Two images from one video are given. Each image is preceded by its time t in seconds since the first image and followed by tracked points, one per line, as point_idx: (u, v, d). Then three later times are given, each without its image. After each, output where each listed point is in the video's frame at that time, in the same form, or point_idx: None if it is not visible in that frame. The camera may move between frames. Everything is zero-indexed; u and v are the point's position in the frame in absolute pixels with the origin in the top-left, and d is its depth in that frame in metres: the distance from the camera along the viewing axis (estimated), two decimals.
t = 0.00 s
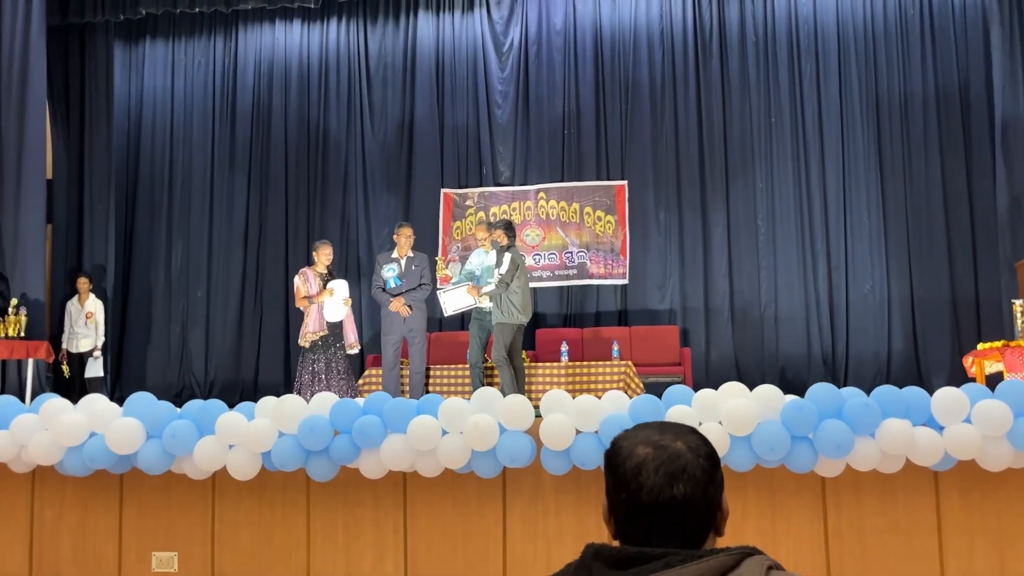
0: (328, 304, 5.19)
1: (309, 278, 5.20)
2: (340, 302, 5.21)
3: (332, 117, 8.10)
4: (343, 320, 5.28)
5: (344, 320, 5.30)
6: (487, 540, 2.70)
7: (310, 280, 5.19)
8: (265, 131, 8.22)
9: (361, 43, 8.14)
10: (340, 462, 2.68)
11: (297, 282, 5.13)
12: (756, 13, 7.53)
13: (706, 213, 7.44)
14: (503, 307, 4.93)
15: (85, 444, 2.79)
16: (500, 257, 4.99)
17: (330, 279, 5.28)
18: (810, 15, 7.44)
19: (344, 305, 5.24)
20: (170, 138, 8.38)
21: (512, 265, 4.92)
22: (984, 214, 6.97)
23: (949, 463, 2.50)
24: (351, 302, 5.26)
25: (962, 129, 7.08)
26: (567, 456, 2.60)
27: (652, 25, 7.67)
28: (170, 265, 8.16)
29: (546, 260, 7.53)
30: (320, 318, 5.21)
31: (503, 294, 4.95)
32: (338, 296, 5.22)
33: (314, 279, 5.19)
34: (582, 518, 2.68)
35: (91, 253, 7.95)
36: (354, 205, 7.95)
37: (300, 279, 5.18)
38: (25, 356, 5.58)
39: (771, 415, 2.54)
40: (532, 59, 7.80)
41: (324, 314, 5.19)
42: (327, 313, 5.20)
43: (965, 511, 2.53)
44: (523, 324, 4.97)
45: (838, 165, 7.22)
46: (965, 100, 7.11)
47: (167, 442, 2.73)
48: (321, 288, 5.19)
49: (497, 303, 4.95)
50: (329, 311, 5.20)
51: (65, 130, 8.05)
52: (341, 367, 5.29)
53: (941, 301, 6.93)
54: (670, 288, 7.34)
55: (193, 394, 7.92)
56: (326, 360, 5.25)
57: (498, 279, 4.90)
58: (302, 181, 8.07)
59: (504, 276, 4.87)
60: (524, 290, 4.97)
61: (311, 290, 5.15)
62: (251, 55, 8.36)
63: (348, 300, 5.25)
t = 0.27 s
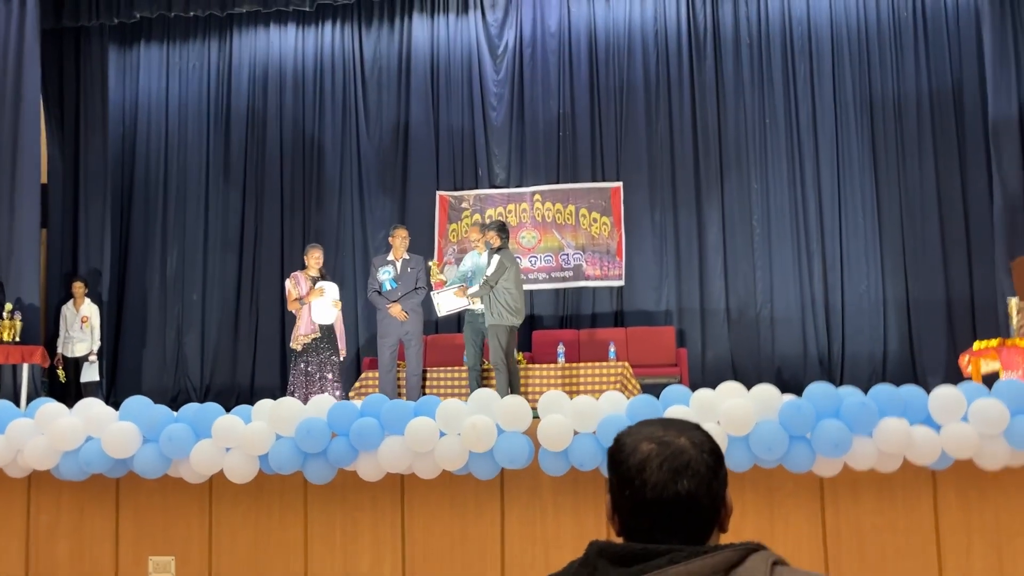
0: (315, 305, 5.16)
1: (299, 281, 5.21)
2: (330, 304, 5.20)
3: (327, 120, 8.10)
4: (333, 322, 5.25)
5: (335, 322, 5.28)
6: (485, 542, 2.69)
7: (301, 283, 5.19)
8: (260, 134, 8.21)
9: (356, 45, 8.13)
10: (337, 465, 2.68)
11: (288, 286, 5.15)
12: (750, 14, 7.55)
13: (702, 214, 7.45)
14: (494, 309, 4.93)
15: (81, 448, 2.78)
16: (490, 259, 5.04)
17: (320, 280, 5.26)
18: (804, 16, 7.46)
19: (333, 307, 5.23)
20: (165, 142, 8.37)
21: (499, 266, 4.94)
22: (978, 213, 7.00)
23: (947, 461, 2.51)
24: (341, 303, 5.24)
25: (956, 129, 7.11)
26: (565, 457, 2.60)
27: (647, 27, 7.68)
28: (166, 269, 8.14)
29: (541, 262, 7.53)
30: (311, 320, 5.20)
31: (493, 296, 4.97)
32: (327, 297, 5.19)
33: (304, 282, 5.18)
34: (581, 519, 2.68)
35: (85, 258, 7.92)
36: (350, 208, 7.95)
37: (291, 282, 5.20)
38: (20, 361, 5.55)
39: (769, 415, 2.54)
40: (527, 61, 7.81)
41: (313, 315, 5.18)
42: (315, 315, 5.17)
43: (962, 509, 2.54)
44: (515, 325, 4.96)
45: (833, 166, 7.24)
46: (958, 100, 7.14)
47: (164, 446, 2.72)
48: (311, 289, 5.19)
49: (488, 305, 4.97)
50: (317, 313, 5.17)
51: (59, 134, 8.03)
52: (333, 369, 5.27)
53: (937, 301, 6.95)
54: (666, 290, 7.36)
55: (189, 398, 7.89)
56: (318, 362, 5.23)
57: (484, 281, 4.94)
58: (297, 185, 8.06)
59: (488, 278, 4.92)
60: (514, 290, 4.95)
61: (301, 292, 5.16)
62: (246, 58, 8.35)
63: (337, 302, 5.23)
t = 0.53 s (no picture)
0: (306, 306, 5.18)
1: (291, 285, 5.26)
2: (321, 305, 5.19)
3: (318, 124, 8.09)
4: (324, 323, 5.25)
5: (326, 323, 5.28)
6: (479, 545, 2.69)
7: (291, 286, 5.25)
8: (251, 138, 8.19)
9: (346, 49, 8.13)
10: (330, 468, 2.67)
11: (278, 289, 5.21)
12: (739, 16, 7.59)
13: (693, 215, 7.47)
14: (482, 310, 4.89)
15: (72, 454, 2.76)
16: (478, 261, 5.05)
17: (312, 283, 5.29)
18: (793, 18, 7.51)
19: (324, 309, 5.21)
20: (155, 146, 8.34)
21: (483, 268, 4.94)
22: (967, 213, 7.04)
23: (938, 459, 2.53)
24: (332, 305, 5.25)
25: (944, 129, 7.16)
26: (558, 458, 2.60)
27: (637, 29, 7.71)
28: (156, 273, 8.10)
29: (534, 264, 7.53)
30: (301, 322, 5.20)
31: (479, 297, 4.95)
32: (318, 299, 5.21)
33: (295, 285, 5.23)
34: (575, 520, 2.68)
35: (75, 262, 7.88)
36: (341, 211, 7.93)
37: (282, 286, 5.25)
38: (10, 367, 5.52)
39: (761, 414, 2.55)
40: (517, 64, 7.82)
41: (303, 316, 5.17)
42: (304, 316, 5.17)
43: (953, 506, 2.55)
44: (503, 327, 4.90)
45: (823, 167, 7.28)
46: (946, 100, 7.19)
47: (156, 451, 2.71)
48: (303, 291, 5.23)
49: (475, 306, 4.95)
50: (306, 314, 5.17)
51: (48, 139, 7.98)
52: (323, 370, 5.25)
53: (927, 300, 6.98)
54: (658, 291, 7.37)
55: (180, 403, 7.85)
56: (308, 363, 5.21)
57: (469, 283, 4.97)
58: (288, 188, 8.04)
59: (471, 279, 4.93)
60: (500, 290, 4.90)
61: (292, 294, 5.20)
62: (236, 62, 8.33)
63: (328, 303, 5.22)
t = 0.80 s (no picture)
0: (300, 303, 5.10)
1: (286, 281, 5.19)
2: (315, 302, 5.12)
3: (309, 120, 8.07)
4: (319, 320, 5.19)
5: (321, 320, 5.22)
6: (475, 540, 2.70)
7: (286, 282, 5.17)
8: (242, 133, 8.16)
9: (337, 44, 8.10)
10: (325, 464, 2.67)
11: (273, 285, 5.15)
12: (730, 8, 7.59)
13: (686, 208, 7.47)
14: (471, 305, 4.91)
15: (65, 452, 2.75)
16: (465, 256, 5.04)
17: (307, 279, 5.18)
18: (784, 10, 7.51)
19: (319, 306, 5.14)
20: (145, 143, 8.30)
21: (472, 263, 4.93)
22: (959, 204, 7.06)
23: (930, 449, 2.54)
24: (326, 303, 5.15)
25: (935, 120, 7.17)
26: (552, 451, 2.60)
27: (628, 22, 7.70)
28: (148, 271, 8.07)
29: (527, 259, 7.52)
30: (295, 318, 5.16)
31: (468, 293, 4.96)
32: (313, 295, 5.11)
33: (290, 281, 5.16)
34: (570, 513, 2.69)
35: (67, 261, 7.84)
36: (334, 207, 7.91)
37: (277, 282, 5.18)
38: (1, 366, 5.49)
39: (755, 406, 2.55)
40: (508, 58, 7.81)
41: (296, 314, 5.12)
42: (299, 313, 5.11)
43: (946, 496, 2.57)
44: (492, 321, 4.94)
45: (815, 158, 7.30)
46: (937, 91, 7.20)
47: (149, 448, 2.70)
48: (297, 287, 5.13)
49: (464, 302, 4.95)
50: (301, 311, 5.11)
51: (38, 136, 7.93)
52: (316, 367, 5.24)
53: (919, 290, 7.01)
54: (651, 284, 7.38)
55: (174, 401, 7.83)
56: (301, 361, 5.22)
57: (457, 278, 4.96)
58: (280, 184, 8.02)
59: (460, 275, 4.92)
60: (488, 285, 4.93)
61: (286, 291, 5.12)
62: (226, 58, 8.29)
63: (322, 300, 5.14)
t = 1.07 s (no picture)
0: (304, 302, 5.14)
1: (285, 277, 5.15)
2: (317, 300, 5.18)
3: (306, 115, 8.05)
4: (320, 318, 5.24)
5: (322, 318, 5.27)
6: (475, 533, 2.71)
7: (286, 279, 5.14)
8: (239, 130, 8.14)
9: (333, 39, 8.08)
10: (325, 459, 2.68)
11: (272, 282, 5.09)
12: None
13: (684, 200, 7.46)
14: (467, 299, 4.96)
15: (66, 451, 2.75)
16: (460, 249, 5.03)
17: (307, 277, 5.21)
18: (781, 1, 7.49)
19: (321, 304, 5.21)
20: (142, 140, 8.28)
21: (471, 257, 4.96)
22: (957, 194, 7.06)
23: (929, 439, 2.54)
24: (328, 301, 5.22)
25: (933, 110, 7.16)
26: (552, 445, 2.61)
27: (625, 14, 7.68)
28: (147, 268, 8.06)
29: (526, 252, 7.52)
30: (296, 315, 5.18)
31: (464, 286, 4.98)
32: (314, 294, 5.16)
33: (290, 278, 5.12)
34: (570, 505, 2.70)
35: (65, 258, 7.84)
36: (332, 203, 7.90)
37: (277, 278, 5.13)
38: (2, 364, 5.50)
39: (754, 397, 2.56)
40: (505, 51, 7.79)
41: (299, 311, 5.15)
42: (302, 311, 5.15)
43: (945, 485, 2.57)
44: (486, 315, 5.02)
45: (813, 149, 7.29)
46: (935, 80, 7.19)
47: (150, 445, 2.70)
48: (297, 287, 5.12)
49: (460, 296, 4.97)
50: (304, 309, 5.15)
51: (34, 134, 7.92)
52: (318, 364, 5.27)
53: (917, 281, 7.01)
54: (650, 277, 7.38)
55: (175, 397, 7.84)
56: (302, 357, 5.22)
57: (455, 270, 4.95)
58: (278, 180, 8.01)
59: (460, 269, 4.92)
60: (484, 281, 5.00)
61: (286, 289, 5.10)
62: (223, 54, 8.27)
63: (325, 299, 5.21)
